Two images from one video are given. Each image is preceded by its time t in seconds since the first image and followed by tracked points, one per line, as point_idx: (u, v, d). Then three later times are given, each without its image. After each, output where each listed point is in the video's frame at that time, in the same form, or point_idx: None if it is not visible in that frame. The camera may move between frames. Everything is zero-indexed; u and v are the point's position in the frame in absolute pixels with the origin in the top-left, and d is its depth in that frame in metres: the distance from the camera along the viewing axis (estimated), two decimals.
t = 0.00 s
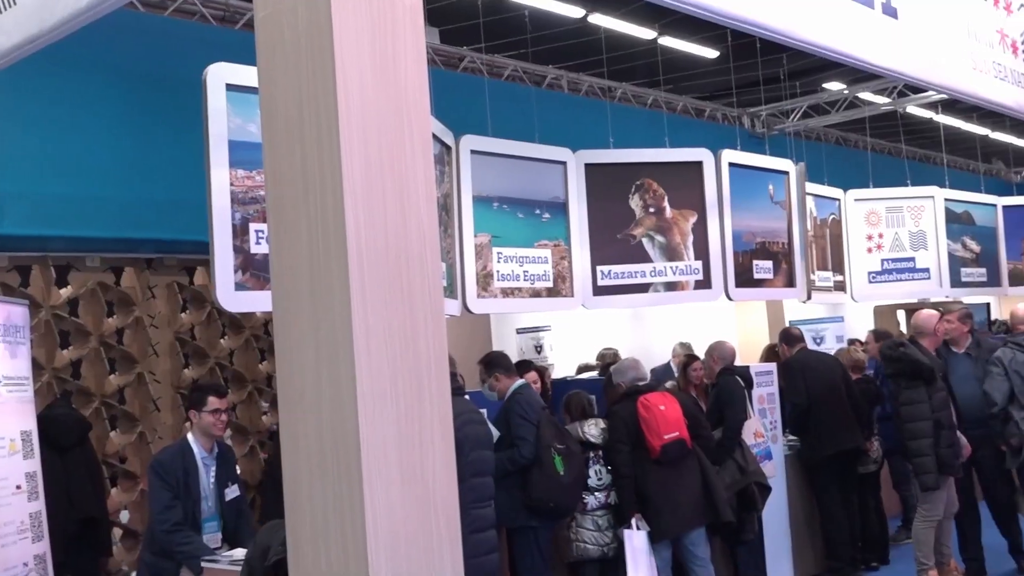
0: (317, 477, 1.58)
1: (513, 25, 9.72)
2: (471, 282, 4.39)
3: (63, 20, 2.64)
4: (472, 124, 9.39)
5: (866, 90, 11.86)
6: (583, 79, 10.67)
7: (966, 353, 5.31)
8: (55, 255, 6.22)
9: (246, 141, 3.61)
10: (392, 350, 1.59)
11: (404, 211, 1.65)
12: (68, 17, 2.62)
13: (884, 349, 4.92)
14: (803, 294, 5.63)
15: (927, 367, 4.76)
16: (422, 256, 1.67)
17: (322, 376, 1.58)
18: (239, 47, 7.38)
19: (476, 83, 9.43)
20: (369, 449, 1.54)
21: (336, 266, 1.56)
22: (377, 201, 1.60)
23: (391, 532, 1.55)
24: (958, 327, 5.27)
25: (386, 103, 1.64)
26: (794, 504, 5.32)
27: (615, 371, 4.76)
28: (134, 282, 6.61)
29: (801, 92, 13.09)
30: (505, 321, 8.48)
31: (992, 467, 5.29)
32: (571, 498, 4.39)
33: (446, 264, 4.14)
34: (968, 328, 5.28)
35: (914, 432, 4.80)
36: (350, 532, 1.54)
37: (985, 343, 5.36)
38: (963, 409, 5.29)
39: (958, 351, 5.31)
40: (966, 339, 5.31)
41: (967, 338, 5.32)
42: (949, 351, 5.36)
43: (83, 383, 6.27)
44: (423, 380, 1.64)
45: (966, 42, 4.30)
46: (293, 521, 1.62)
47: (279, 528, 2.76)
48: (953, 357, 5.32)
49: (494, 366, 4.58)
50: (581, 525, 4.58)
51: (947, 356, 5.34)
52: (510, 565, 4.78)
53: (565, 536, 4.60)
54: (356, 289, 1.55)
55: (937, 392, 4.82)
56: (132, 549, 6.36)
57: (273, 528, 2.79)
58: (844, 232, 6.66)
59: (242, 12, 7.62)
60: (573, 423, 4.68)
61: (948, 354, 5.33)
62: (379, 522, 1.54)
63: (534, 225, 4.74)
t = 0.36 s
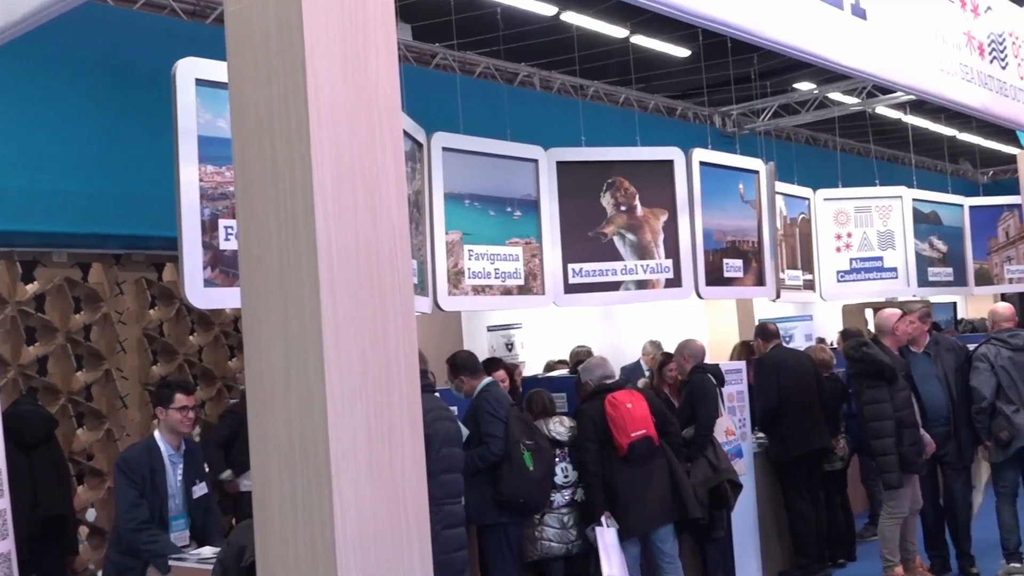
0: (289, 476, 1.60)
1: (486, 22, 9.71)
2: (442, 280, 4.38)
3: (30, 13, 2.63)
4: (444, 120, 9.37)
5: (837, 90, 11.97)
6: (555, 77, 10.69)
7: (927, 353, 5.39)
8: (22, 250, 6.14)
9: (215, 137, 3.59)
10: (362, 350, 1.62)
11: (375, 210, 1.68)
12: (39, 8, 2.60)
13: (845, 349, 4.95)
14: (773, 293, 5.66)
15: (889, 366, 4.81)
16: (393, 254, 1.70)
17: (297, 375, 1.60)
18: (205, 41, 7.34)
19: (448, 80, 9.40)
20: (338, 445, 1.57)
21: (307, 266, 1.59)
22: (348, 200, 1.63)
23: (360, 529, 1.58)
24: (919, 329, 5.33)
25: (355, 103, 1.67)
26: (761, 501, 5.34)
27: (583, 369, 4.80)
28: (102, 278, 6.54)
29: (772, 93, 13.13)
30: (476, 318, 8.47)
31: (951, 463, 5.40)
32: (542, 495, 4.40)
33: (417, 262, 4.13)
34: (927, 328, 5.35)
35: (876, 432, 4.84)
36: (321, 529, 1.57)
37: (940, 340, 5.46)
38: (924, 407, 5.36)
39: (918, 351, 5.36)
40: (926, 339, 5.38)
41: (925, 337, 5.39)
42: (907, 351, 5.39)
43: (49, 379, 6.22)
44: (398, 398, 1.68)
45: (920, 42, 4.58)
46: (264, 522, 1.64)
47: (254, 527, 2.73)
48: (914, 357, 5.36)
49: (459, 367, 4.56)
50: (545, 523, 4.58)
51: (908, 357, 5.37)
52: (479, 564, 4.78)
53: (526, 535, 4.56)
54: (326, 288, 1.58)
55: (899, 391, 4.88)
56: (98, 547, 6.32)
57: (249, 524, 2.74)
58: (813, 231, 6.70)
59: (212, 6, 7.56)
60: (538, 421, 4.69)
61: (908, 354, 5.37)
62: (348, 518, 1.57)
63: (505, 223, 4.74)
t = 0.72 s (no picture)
0: (260, 468, 2.02)
1: (457, 21, 9.70)
2: (412, 279, 4.38)
3: None
4: (414, 118, 9.34)
5: (805, 91, 12.10)
6: (526, 77, 10.70)
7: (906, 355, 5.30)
8: None
9: (183, 133, 3.55)
10: (328, 352, 2.04)
11: (341, 251, 2.09)
12: None
13: (810, 347, 5.04)
14: (741, 293, 5.71)
15: (850, 366, 4.85)
16: (357, 287, 2.12)
17: (268, 383, 2.01)
18: (171, 38, 7.30)
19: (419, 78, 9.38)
20: (305, 442, 1.97)
21: (279, 296, 1.99)
22: (317, 244, 2.04)
23: (324, 514, 1.99)
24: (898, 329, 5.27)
25: (324, 165, 2.08)
26: (729, 502, 5.38)
27: (551, 369, 4.82)
28: (68, 275, 6.46)
29: (742, 93, 13.19)
30: (447, 316, 8.45)
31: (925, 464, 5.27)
32: (512, 494, 4.40)
33: (388, 260, 4.11)
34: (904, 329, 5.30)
35: (835, 431, 4.89)
36: (288, 514, 1.97)
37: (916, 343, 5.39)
38: (896, 409, 5.27)
39: (895, 352, 5.29)
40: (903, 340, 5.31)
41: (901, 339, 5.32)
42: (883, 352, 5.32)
43: (13, 377, 6.13)
44: (358, 374, 2.10)
45: (886, 44, 4.62)
46: (239, 506, 2.05)
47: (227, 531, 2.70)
48: (891, 359, 5.29)
49: (430, 364, 4.47)
50: (516, 523, 4.58)
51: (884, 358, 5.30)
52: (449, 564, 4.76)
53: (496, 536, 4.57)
54: (297, 315, 1.98)
55: (861, 391, 4.91)
56: (62, 547, 6.24)
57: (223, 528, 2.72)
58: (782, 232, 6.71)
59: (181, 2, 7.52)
60: (510, 423, 4.69)
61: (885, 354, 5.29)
62: (315, 508, 1.97)
63: (475, 221, 4.74)
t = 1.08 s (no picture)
0: (226, 466, 2.00)
1: (427, 17, 9.70)
2: (381, 275, 4.36)
3: None
4: (384, 114, 9.32)
5: (774, 91, 12.18)
6: (497, 74, 10.72)
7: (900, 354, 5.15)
8: None
9: (149, 127, 3.49)
10: (295, 349, 2.03)
11: (308, 248, 2.09)
12: None
13: (782, 344, 5.02)
14: (710, 291, 5.75)
15: (821, 364, 4.87)
16: (324, 283, 2.12)
17: (235, 383, 1.99)
18: (138, 31, 7.29)
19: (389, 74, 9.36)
20: (272, 440, 1.96)
21: (246, 292, 1.97)
22: (284, 240, 2.03)
23: (291, 512, 1.98)
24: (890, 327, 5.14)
25: (292, 162, 2.07)
26: (698, 498, 5.40)
27: (521, 366, 4.81)
28: (32, 270, 6.41)
29: (712, 92, 13.25)
30: (416, 313, 8.43)
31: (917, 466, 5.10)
32: (481, 491, 4.40)
33: (357, 257, 4.09)
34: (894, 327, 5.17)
35: (796, 429, 4.94)
36: (255, 512, 1.95)
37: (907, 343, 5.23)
38: (894, 408, 5.05)
39: (888, 351, 5.13)
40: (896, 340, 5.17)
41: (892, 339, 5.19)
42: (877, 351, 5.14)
43: None
44: (326, 371, 2.10)
45: (853, 44, 4.64)
46: (204, 505, 2.04)
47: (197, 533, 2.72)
48: (887, 358, 5.11)
49: (401, 360, 4.48)
50: (486, 520, 4.57)
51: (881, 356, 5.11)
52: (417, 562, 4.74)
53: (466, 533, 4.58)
54: (264, 312, 1.97)
55: (829, 390, 4.95)
56: (25, 544, 6.16)
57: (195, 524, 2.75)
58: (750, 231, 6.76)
59: None
60: (480, 420, 4.71)
61: (880, 352, 5.11)
62: (281, 508, 1.96)
63: (445, 218, 4.72)
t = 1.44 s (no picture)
0: (190, 461, 1.98)
1: (397, 12, 9.66)
2: (350, 271, 4.34)
3: None
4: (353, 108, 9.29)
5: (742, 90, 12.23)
6: (467, 69, 10.71)
7: (887, 348, 4.98)
8: None
9: (114, 120, 3.41)
10: (261, 343, 2.01)
11: (276, 241, 2.07)
12: None
13: (750, 339, 5.03)
14: (679, 289, 5.77)
15: (793, 358, 4.93)
16: (292, 277, 2.11)
17: (200, 377, 1.97)
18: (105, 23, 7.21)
19: (358, 69, 9.32)
20: (237, 434, 1.95)
21: (212, 286, 1.96)
22: (251, 234, 2.02)
23: (255, 506, 1.97)
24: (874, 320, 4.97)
25: (259, 155, 2.06)
26: (665, 493, 5.42)
27: (490, 361, 4.79)
28: None
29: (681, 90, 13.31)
30: (384, 309, 8.41)
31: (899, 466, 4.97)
32: (449, 488, 4.38)
33: (325, 252, 4.07)
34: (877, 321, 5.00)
35: (771, 422, 4.98)
36: (220, 507, 1.94)
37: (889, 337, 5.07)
38: (884, 404, 4.87)
39: (876, 345, 4.95)
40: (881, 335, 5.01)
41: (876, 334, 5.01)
42: (863, 346, 4.95)
43: None
44: (292, 367, 2.08)
45: (820, 43, 4.66)
46: (168, 500, 2.02)
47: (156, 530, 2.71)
48: (875, 352, 4.93)
49: (371, 355, 4.46)
50: (453, 517, 4.58)
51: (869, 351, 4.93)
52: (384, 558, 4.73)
53: (433, 528, 4.61)
54: (229, 306, 1.96)
55: (801, 384, 5.04)
56: None
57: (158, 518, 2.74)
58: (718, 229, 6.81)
59: None
60: (448, 416, 4.67)
61: (868, 347, 4.93)
62: (246, 503, 1.95)
63: (414, 213, 4.70)
